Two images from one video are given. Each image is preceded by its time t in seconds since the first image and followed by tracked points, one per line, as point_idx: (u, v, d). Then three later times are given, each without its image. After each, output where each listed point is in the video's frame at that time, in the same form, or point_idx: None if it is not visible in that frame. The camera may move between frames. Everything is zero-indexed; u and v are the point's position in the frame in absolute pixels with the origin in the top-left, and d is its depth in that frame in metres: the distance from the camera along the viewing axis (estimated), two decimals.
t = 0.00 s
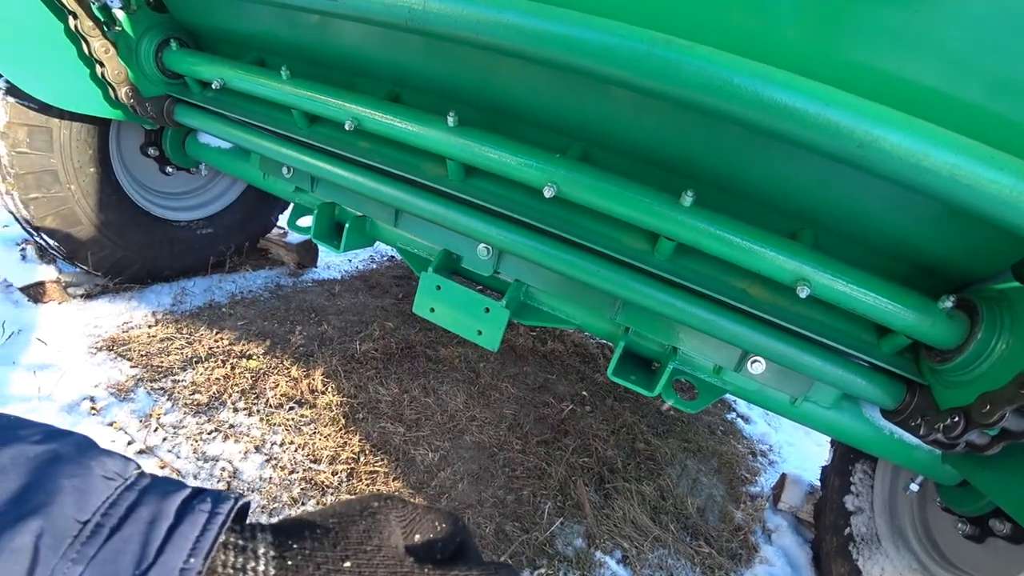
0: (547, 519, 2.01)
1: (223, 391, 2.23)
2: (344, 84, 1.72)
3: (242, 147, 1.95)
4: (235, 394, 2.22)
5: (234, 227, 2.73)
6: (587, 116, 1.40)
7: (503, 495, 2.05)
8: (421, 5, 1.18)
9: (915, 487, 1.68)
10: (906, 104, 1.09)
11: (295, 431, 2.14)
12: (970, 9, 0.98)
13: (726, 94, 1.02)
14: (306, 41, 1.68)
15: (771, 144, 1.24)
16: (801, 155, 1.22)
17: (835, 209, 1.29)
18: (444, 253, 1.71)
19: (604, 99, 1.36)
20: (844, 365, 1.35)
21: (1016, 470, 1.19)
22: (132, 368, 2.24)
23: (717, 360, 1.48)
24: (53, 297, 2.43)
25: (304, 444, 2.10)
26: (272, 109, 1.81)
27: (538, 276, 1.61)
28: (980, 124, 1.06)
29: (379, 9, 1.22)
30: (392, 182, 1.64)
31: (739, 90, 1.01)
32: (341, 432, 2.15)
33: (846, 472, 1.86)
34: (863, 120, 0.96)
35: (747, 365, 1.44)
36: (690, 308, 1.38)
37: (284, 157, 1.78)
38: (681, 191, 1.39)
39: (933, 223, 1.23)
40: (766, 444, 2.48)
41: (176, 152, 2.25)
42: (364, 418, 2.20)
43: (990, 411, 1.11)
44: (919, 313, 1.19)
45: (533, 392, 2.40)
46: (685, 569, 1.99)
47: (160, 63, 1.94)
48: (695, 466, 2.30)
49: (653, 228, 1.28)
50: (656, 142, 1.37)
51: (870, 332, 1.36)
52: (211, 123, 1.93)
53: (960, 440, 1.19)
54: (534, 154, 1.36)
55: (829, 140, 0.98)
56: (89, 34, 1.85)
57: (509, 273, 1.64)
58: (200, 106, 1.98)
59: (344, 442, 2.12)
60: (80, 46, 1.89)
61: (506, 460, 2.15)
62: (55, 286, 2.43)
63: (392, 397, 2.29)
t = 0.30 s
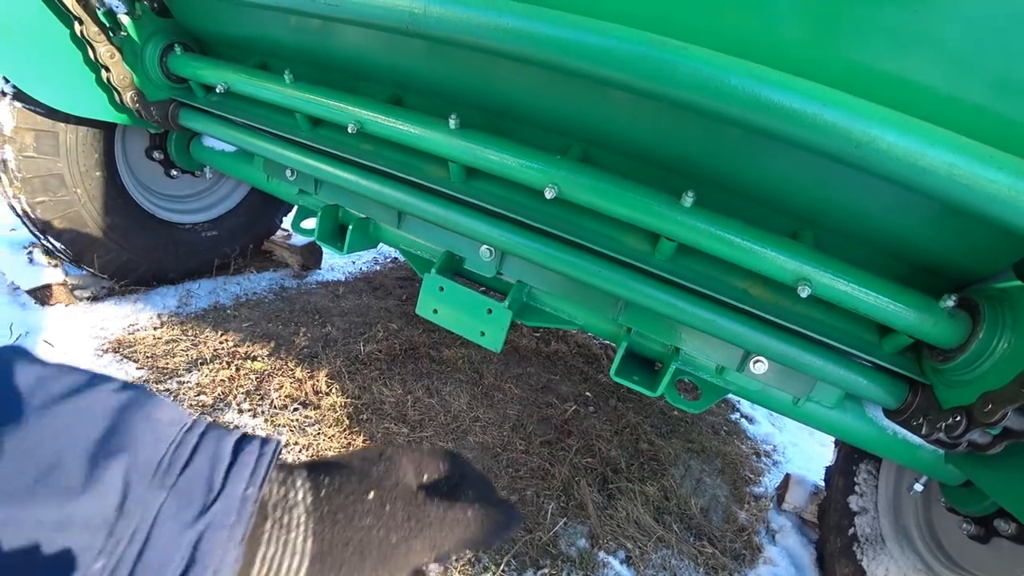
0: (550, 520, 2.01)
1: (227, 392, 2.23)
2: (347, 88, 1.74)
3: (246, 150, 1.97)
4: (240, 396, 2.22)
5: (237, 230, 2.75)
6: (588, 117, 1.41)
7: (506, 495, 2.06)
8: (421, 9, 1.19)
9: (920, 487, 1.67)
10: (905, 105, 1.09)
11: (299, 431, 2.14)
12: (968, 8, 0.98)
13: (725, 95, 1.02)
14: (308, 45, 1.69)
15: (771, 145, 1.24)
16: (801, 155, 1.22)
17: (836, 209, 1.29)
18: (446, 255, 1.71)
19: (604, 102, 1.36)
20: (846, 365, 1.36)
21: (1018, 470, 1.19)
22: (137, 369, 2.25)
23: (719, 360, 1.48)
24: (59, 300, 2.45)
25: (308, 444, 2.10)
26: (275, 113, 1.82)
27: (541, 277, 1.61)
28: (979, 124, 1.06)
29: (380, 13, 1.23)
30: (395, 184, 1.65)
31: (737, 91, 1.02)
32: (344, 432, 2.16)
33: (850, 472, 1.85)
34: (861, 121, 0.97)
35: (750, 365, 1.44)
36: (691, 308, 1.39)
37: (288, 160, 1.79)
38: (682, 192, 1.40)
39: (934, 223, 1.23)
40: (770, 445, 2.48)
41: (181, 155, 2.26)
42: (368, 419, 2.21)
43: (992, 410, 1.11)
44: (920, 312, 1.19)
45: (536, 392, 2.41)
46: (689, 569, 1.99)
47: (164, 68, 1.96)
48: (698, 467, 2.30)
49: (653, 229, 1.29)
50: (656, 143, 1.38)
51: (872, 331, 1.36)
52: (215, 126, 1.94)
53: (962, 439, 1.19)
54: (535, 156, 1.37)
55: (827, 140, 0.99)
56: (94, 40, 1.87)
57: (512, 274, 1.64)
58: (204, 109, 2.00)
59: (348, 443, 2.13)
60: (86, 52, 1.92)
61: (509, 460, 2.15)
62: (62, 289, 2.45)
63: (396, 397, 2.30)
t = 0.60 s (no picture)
0: (551, 520, 2.03)
1: (231, 394, 2.25)
2: (349, 92, 1.75)
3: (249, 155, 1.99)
4: (244, 398, 2.24)
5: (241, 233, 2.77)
6: (587, 120, 1.42)
7: (508, 496, 2.07)
8: (420, 15, 1.20)
9: (920, 487, 1.67)
10: (902, 107, 1.10)
11: (302, 433, 2.17)
12: (965, 11, 0.99)
13: (718, 99, 1.04)
14: (311, 50, 1.71)
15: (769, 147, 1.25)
16: (799, 157, 1.23)
17: (835, 210, 1.30)
18: (447, 258, 1.72)
19: (602, 104, 1.37)
20: (846, 366, 1.36)
21: (1013, 470, 1.20)
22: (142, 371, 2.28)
23: (719, 361, 1.49)
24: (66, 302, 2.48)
25: (311, 446, 2.13)
26: (278, 117, 1.84)
27: (541, 279, 1.62)
28: (974, 126, 1.07)
29: (381, 20, 1.25)
30: (396, 188, 1.66)
31: (730, 95, 1.03)
32: (347, 434, 2.18)
33: (851, 473, 1.86)
34: (855, 123, 0.98)
35: (749, 366, 1.45)
36: (690, 310, 1.40)
37: (291, 164, 1.81)
38: (681, 194, 1.41)
39: (931, 224, 1.23)
40: (772, 446, 2.48)
41: (185, 160, 2.28)
42: (371, 421, 2.23)
43: (988, 409, 1.11)
44: (918, 312, 1.19)
45: (538, 394, 2.41)
46: (689, 569, 2.01)
47: (169, 74, 1.97)
48: (700, 468, 2.30)
49: (652, 230, 1.30)
50: (655, 146, 1.39)
51: (870, 332, 1.36)
52: (219, 131, 1.97)
53: (959, 438, 1.20)
54: (535, 159, 1.38)
55: (820, 143, 1.00)
56: (101, 46, 1.91)
57: (512, 276, 1.65)
58: (208, 114, 2.02)
59: (351, 444, 2.15)
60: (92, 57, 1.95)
61: (511, 461, 2.16)
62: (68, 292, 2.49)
63: (398, 399, 2.31)
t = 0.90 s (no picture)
0: (556, 524, 2.02)
1: (235, 397, 2.26)
2: (352, 95, 1.75)
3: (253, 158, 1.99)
4: (247, 400, 2.25)
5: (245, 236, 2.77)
6: (589, 122, 1.42)
7: (512, 499, 2.07)
8: (423, 18, 1.21)
9: (928, 490, 1.65)
10: (906, 108, 1.10)
11: (305, 436, 2.17)
12: (970, 10, 0.98)
13: (722, 99, 1.03)
14: (314, 53, 1.71)
15: (773, 149, 1.24)
16: (803, 158, 1.22)
17: (839, 212, 1.29)
18: (450, 259, 1.71)
19: (605, 106, 1.37)
20: (852, 369, 1.35)
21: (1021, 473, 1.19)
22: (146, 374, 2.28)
23: (724, 364, 1.49)
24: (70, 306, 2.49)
25: (314, 449, 2.13)
26: (281, 120, 1.84)
27: (544, 282, 1.61)
28: (979, 126, 1.07)
29: (384, 23, 1.25)
30: (399, 191, 1.66)
31: (734, 95, 1.03)
32: (351, 437, 2.18)
33: (857, 476, 1.86)
34: (861, 123, 0.97)
35: (754, 369, 1.44)
36: (696, 313, 1.39)
37: (294, 167, 1.81)
38: (685, 196, 1.40)
39: (938, 225, 1.22)
40: (777, 449, 2.47)
41: (190, 164, 2.29)
42: (374, 424, 2.23)
43: (997, 412, 1.11)
44: (925, 315, 1.18)
45: (542, 397, 2.40)
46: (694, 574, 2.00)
47: (174, 77, 1.98)
48: (705, 472, 2.29)
49: (656, 233, 1.29)
50: (658, 147, 1.38)
51: (877, 334, 1.35)
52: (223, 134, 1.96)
53: (967, 441, 1.20)
54: (538, 161, 1.38)
55: (826, 143, 0.99)
56: (105, 50, 1.92)
57: (516, 279, 1.64)
58: (211, 117, 2.02)
59: (354, 447, 2.15)
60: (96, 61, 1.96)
61: (515, 465, 2.16)
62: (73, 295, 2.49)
63: (402, 402, 2.30)
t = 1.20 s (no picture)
0: (556, 529, 2.01)
1: (234, 404, 2.25)
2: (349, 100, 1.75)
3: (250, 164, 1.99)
4: (247, 407, 2.25)
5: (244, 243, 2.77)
6: (586, 125, 1.41)
7: (512, 505, 2.06)
8: (417, 22, 1.21)
9: (931, 492, 1.64)
10: (903, 107, 1.09)
11: (304, 442, 2.16)
12: (966, 8, 0.98)
13: (717, 100, 1.03)
14: (311, 59, 1.71)
15: (770, 150, 1.24)
16: (800, 158, 1.22)
17: (838, 212, 1.29)
18: (448, 264, 1.70)
19: (602, 109, 1.37)
20: (851, 370, 1.34)
21: None
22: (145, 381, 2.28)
23: (724, 366, 1.48)
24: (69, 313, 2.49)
25: (313, 455, 2.12)
26: (278, 126, 1.85)
27: (543, 286, 1.61)
28: (976, 125, 1.06)
29: (377, 28, 1.25)
30: (395, 196, 1.66)
31: (728, 96, 1.02)
32: (350, 443, 2.17)
33: (860, 479, 1.85)
34: (856, 123, 0.97)
35: (754, 372, 1.43)
36: (694, 316, 1.38)
37: (290, 173, 1.81)
38: (682, 198, 1.40)
39: (937, 225, 1.22)
40: (779, 452, 2.46)
41: (189, 171, 2.29)
42: (374, 430, 2.22)
43: (998, 413, 1.10)
44: (924, 315, 1.17)
45: (543, 401, 2.39)
46: None
47: (170, 84, 1.97)
48: (706, 475, 2.28)
49: (653, 235, 1.29)
50: (656, 149, 1.38)
51: (877, 335, 1.34)
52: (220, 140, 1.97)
53: (969, 442, 1.19)
54: (535, 164, 1.38)
55: (821, 143, 0.99)
56: (103, 58, 1.94)
57: (514, 283, 1.64)
58: (209, 124, 2.02)
59: (353, 453, 2.14)
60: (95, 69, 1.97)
61: (515, 470, 2.15)
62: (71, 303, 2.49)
63: (401, 408, 2.30)
